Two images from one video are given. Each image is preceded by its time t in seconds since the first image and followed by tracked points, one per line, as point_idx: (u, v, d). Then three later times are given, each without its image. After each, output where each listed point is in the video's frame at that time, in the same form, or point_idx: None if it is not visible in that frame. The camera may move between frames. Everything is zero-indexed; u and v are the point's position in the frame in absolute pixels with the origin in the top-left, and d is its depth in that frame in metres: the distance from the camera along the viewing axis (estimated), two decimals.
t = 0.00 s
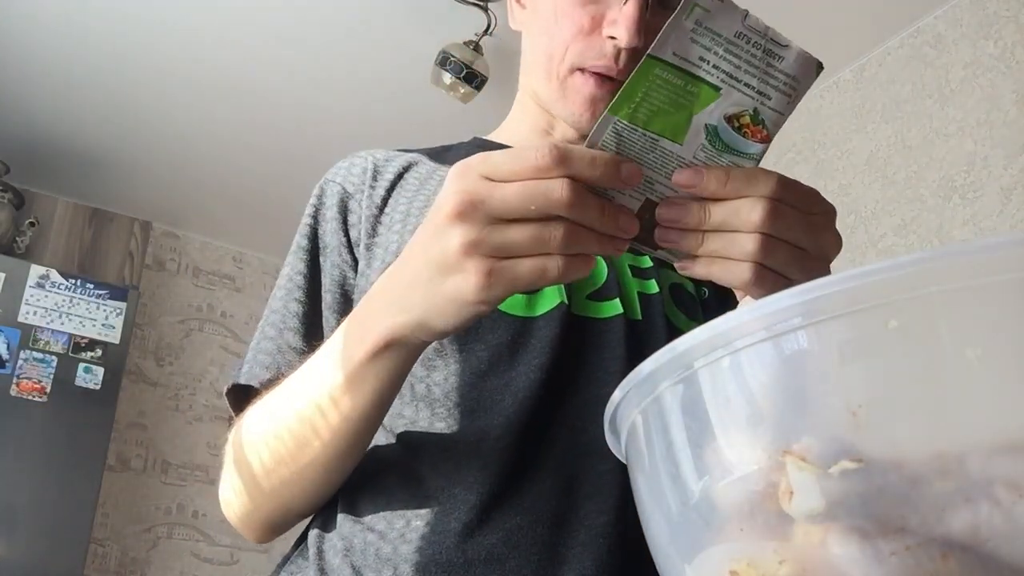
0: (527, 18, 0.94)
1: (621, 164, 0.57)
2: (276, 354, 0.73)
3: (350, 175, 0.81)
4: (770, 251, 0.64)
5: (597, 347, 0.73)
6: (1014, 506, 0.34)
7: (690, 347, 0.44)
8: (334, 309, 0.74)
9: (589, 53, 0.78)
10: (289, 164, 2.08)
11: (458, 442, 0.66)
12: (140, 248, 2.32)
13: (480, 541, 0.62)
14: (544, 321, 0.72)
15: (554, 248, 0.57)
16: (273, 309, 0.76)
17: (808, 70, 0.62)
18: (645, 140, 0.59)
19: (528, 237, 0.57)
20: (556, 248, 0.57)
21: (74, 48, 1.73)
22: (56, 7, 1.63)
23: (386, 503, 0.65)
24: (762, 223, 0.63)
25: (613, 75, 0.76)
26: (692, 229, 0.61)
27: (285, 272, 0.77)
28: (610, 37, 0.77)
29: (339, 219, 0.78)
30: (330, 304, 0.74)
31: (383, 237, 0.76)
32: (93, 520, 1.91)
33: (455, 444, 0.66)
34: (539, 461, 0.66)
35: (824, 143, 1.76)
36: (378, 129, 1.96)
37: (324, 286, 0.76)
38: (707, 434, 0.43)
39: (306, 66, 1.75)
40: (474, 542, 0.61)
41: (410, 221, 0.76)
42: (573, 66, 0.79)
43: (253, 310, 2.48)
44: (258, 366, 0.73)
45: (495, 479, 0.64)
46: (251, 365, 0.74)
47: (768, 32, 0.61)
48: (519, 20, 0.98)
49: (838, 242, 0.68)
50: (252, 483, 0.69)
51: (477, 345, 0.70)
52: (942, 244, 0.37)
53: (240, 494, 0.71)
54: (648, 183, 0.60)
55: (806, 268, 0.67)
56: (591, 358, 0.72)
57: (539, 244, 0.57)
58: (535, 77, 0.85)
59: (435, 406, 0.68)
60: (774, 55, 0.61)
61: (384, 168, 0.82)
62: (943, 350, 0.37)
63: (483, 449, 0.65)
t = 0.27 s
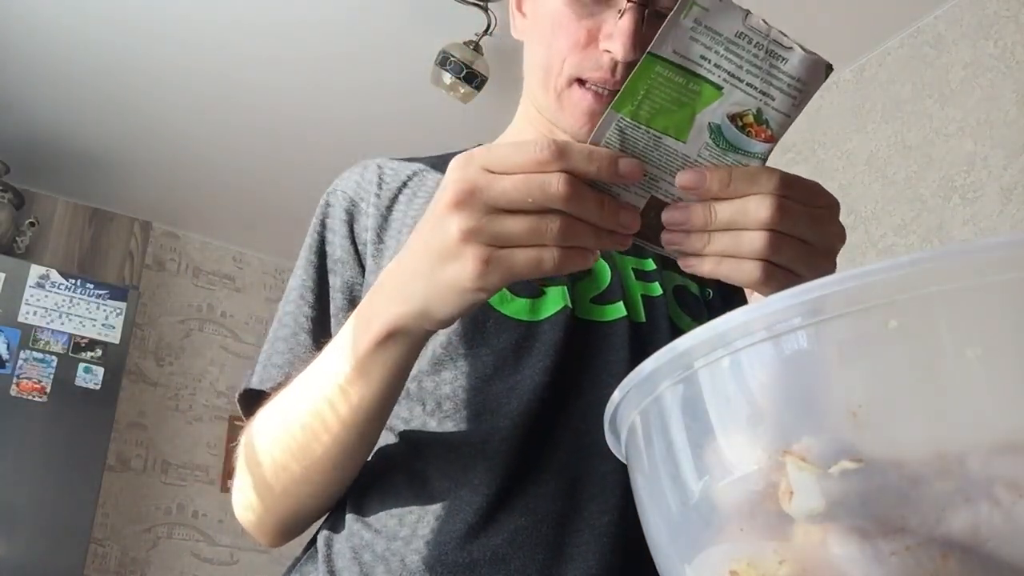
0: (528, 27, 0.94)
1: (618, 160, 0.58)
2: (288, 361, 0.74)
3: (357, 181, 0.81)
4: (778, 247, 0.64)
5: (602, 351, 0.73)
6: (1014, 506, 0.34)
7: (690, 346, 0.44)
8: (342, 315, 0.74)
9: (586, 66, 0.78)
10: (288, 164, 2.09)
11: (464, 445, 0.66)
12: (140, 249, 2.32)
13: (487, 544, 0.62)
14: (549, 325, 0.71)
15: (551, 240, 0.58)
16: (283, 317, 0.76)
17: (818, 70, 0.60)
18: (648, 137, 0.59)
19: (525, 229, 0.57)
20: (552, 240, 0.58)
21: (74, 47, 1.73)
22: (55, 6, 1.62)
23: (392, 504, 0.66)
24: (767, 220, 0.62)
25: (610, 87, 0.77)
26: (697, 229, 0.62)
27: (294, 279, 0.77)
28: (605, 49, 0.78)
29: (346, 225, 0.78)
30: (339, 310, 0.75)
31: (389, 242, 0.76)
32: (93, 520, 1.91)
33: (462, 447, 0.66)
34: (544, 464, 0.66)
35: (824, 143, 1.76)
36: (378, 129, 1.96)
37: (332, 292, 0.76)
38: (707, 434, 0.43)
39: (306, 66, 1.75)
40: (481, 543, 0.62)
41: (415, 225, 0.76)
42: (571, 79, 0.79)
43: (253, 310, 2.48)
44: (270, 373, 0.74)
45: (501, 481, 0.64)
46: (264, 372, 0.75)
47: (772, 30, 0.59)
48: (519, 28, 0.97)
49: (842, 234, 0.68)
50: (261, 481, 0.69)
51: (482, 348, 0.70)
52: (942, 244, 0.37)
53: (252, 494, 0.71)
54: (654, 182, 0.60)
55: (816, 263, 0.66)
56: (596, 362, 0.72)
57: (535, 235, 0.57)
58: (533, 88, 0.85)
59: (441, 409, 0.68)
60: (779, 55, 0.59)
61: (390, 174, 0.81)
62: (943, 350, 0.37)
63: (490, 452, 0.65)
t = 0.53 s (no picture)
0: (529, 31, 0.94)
1: (612, 160, 0.57)
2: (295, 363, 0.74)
3: (362, 187, 0.82)
4: (774, 249, 0.64)
5: (603, 353, 0.73)
6: (1014, 506, 0.34)
7: (690, 346, 0.44)
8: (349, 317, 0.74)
9: (588, 70, 0.78)
10: (288, 164, 2.09)
11: (466, 448, 0.66)
12: (141, 249, 2.32)
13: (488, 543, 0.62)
14: (549, 328, 0.72)
15: (547, 240, 0.58)
16: (290, 321, 0.76)
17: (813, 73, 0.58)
18: (640, 137, 0.58)
19: (522, 229, 0.58)
20: (549, 239, 0.58)
21: (74, 47, 1.72)
22: (55, 6, 1.62)
23: (393, 505, 0.66)
24: (767, 223, 0.62)
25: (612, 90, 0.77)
26: (695, 233, 0.62)
27: (301, 283, 0.77)
28: (606, 55, 0.79)
29: (351, 230, 0.78)
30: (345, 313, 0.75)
31: (394, 245, 0.76)
32: (93, 520, 1.91)
33: (462, 449, 0.66)
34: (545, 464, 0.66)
35: (824, 143, 1.76)
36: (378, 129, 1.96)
37: (339, 295, 0.76)
38: (708, 434, 0.43)
39: (306, 66, 1.75)
40: (480, 545, 0.61)
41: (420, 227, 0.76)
42: (573, 83, 0.79)
43: (253, 310, 2.48)
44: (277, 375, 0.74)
45: (500, 482, 0.64)
46: (270, 375, 0.75)
47: (763, 31, 0.57)
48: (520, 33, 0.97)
49: (837, 232, 0.67)
50: (267, 481, 0.70)
51: (483, 351, 0.70)
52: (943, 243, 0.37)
53: (262, 494, 0.71)
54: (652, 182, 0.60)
55: (813, 264, 0.67)
56: (597, 363, 0.72)
57: (532, 234, 0.58)
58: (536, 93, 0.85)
59: (442, 413, 0.68)
60: (771, 56, 0.58)
61: (394, 179, 0.82)
62: (943, 350, 0.37)
63: (490, 454, 0.65)
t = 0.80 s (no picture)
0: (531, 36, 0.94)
1: (622, 175, 0.57)
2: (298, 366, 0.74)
3: (366, 188, 0.81)
4: (771, 250, 0.63)
5: (603, 351, 0.73)
6: (1014, 507, 0.34)
7: (691, 346, 0.44)
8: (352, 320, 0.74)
9: (590, 75, 0.78)
10: (288, 164, 2.09)
11: (466, 447, 0.66)
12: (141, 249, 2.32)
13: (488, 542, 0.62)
14: (550, 327, 0.72)
15: (554, 251, 0.58)
16: (293, 323, 0.76)
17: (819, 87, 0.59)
18: (652, 151, 0.59)
19: (530, 241, 0.58)
20: (556, 250, 0.58)
21: (75, 47, 1.73)
22: (55, 6, 1.62)
23: (394, 505, 0.66)
24: (766, 223, 0.62)
25: (614, 95, 0.76)
26: (696, 228, 0.61)
27: (304, 284, 0.78)
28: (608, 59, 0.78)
29: (354, 231, 0.78)
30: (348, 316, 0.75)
31: (396, 248, 0.76)
32: (93, 520, 1.91)
33: (462, 447, 0.66)
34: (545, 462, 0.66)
35: (824, 143, 1.76)
36: (378, 129, 1.96)
37: (342, 298, 0.76)
38: (708, 434, 0.43)
39: (305, 66, 1.75)
40: (480, 542, 0.61)
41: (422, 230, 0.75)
42: (574, 88, 0.79)
43: (253, 310, 2.48)
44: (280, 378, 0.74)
45: (500, 481, 0.64)
46: (274, 377, 0.75)
47: (773, 47, 0.58)
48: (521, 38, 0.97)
49: (831, 234, 0.67)
50: (271, 483, 0.70)
51: (482, 350, 0.70)
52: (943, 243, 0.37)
53: (265, 495, 0.71)
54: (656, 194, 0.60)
55: (809, 266, 0.66)
56: (596, 361, 0.72)
57: (540, 245, 0.58)
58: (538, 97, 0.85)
59: (441, 411, 0.68)
60: (781, 70, 0.58)
61: (397, 180, 0.81)
62: (943, 350, 0.37)
63: (489, 453, 0.65)
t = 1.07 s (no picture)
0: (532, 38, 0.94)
1: (634, 173, 0.58)
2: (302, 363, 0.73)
3: (366, 189, 0.82)
4: (779, 242, 0.63)
5: (605, 351, 0.73)
6: (1013, 507, 0.34)
7: (691, 346, 0.44)
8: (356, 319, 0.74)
9: (591, 79, 0.78)
10: (288, 164, 2.09)
11: (467, 448, 0.66)
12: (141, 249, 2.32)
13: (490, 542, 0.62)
14: (552, 325, 0.72)
15: (565, 248, 0.58)
16: (296, 322, 0.76)
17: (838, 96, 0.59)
18: (665, 156, 0.59)
19: (542, 237, 0.58)
20: (567, 246, 0.58)
21: (75, 48, 1.73)
22: (54, 6, 1.62)
23: (396, 506, 0.66)
24: (774, 216, 0.61)
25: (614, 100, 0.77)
26: (704, 222, 0.61)
27: (306, 286, 0.77)
28: (610, 64, 0.78)
29: (355, 232, 0.78)
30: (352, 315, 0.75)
31: (400, 248, 0.76)
32: (93, 520, 1.91)
33: (464, 448, 0.66)
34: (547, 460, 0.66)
35: (824, 143, 1.76)
36: (378, 129, 1.96)
37: (345, 297, 0.76)
38: (708, 434, 0.43)
39: (305, 66, 1.75)
40: (483, 542, 0.62)
41: (425, 231, 0.76)
42: (576, 91, 0.79)
43: (253, 310, 2.48)
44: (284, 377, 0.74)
45: (502, 481, 0.64)
46: (277, 376, 0.74)
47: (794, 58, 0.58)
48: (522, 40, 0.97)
49: (849, 226, 0.66)
50: (276, 483, 0.70)
51: (484, 350, 0.70)
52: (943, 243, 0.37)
53: (270, 494, 0.71)
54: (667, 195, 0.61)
55: (821, 259, 0.66)
56: (598, 360, 0.72)
57: (552, 241, 0.58)
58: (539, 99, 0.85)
59: (443, 413, 0.68)
60: (801, 80, 0.58)
61: (398, 182, 0.82)
62: (943, 350, 0.37)
63: (490, 453, 0.65)
